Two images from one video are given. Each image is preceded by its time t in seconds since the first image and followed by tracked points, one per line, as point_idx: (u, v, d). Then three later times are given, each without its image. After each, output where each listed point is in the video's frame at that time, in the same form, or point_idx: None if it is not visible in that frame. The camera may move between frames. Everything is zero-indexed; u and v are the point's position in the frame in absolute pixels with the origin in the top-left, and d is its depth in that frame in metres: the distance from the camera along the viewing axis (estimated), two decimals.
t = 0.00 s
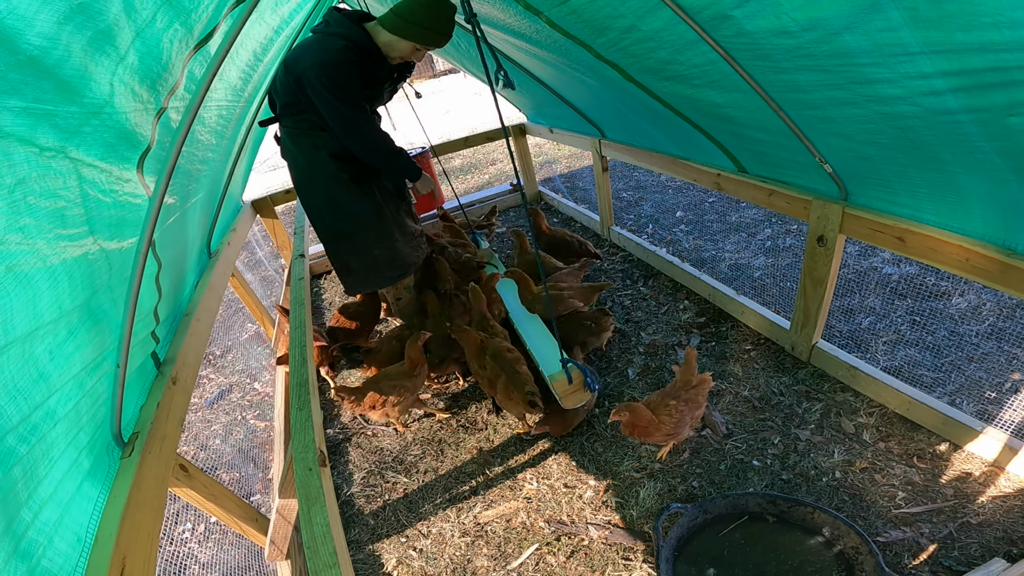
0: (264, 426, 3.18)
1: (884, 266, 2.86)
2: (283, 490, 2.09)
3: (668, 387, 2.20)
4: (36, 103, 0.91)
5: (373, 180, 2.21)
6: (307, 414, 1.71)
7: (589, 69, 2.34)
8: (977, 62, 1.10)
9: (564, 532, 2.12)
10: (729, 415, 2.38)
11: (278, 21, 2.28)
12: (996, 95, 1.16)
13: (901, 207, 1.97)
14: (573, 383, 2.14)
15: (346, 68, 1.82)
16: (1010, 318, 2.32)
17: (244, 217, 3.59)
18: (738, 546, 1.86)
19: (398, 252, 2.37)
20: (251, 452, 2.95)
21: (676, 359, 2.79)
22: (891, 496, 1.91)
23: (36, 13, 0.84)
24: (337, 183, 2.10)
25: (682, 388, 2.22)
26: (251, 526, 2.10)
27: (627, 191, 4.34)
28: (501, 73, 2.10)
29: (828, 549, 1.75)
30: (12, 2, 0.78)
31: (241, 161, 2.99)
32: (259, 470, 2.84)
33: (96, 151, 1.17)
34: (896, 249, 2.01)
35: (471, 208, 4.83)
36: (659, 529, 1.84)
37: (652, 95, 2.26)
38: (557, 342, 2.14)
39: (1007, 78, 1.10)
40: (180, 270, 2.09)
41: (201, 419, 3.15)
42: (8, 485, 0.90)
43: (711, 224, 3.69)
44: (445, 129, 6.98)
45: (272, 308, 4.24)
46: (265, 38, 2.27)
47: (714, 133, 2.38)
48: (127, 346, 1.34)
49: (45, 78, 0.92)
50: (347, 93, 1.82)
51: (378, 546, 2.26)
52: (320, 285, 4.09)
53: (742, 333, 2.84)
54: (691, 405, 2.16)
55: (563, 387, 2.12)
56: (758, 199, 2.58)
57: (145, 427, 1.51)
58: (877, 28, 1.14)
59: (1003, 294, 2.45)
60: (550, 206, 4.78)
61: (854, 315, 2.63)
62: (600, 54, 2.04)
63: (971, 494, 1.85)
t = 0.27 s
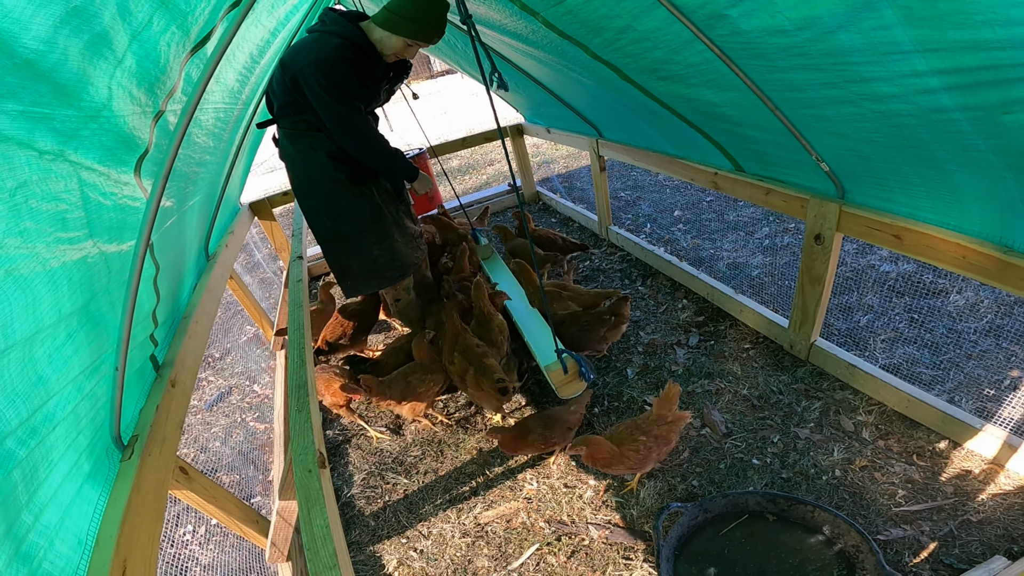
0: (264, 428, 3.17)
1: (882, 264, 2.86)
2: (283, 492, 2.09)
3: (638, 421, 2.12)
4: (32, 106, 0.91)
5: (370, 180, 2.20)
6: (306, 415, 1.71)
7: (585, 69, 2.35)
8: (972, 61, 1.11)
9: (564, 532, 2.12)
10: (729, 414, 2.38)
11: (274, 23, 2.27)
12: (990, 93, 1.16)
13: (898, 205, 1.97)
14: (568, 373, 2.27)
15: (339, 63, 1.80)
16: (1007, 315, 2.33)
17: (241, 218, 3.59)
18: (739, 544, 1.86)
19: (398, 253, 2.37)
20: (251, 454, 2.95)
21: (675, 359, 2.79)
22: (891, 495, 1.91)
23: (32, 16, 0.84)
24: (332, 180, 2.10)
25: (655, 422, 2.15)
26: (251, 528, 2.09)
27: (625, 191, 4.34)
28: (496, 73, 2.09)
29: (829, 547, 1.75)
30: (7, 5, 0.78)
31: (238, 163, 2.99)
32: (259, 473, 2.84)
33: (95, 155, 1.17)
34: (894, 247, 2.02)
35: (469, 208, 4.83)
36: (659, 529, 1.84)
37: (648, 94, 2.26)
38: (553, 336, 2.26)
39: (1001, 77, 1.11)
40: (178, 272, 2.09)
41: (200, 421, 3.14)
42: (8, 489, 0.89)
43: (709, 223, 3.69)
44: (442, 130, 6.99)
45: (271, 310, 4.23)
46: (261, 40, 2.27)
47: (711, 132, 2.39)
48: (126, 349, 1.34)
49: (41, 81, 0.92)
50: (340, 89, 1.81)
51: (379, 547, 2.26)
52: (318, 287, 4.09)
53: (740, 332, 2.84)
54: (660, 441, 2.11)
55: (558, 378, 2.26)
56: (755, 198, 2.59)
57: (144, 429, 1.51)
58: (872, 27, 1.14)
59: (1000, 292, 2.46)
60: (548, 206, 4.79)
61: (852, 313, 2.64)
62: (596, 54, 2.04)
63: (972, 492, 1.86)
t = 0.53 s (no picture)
0: (268, 428, 3.18)
1: (885, 263, 2.86)
2: (287, 492, 2.10)
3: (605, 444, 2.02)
4: (34, 108, 0.92)
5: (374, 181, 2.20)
6: (309, 415, 1.71)
7: (586, 68, 2.35)
8: (973, 59, 1.10)
9: (567, 531, 2.12)
10: (732, 414, 2.38)
11: (276, 25, 2.28)
12: (992, 91, 1.16)
13: (901, 203, 1.96)
14: (568, 362, 2.22)
15: (331, 65, 1.78)
16: (1012, 313, 2.32)
17: (244, 220, 3.60)
18: (742, 544, 1.85)
19: (400, 253, 2.38)
20: (255, 454, 2.96)
21: (677, 358, 2.79)
22: (895, 494, 1.91)
23: (32, 17, 0.84)
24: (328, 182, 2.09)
25: (623, 447, 2.02)
26: (255, 528, 2.10)
27: (627, 190, 4.34)
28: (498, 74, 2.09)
29: (832, 547, 1.75)
30: (8, 6, 0.78)
31: (241, 164, 3.00)
32: (263, 473, 2.84)
33: (97, 156, 1.18)
34: (897, 245, 2.01)
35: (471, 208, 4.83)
36: (662, 528, 1.83)
37: (649, 94, 2.26)
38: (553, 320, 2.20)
39: (1003, 74, 1.10)
40: (181, 274, 2.09)
41: (204, 422, 3.15)
42: (13, 488, 0.90)
43: (712, 222, 3.69)
44: (444, 130, 7.00)
45: (274, 311, 4.25)
46: (263, 42, 2.27)
47: (712, 131, 2.38)
48: (129, 350, 1.35)
49: (42, 82, 0.93)
50: (326, 94, 1.79)
51: (383, 547, 2.26)
52: (321, 287, 4.10)
53: (744, 331, 2.84)
54: (630, 467, 1.96)
55: (557, 365, 2.21)
56: (757, 197, 2.58)
57: (148, 430, 1.51)
58: (873, 26, 1.14)
59: (1004, 290, 2.45)
60: (550, 206, 4.79)
61: (856, 312, 2.63)
62: (597, 54, 2.04)
63: (976, 491, 1.85)
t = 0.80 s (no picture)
0: (268, 428, 3.19)
1: (885, 264, 2.86)
2: (288, 492, 2.10)
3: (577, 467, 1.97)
4: (37, 107, 0.92)
5: (376, 178, 2.19)
6: (309, 415, 1.71)
7: (587, 69, 2.35)
8: (974, 60, 1.10)
9: (568, 532, 2.12)
10: (732, 414, 2.38)
11: (277, 25, 2.28)
12: (993, 92, 1.16)
13: (902, 204, 1.96)
14: (567, 361, 2.21)
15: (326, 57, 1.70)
16: (1012, 314, 2.32)
17: (245, 220, 3.60)
18: (742, 545, 1.85)
19: (401, 253, 2.39)
20: (255, 454, 2.96)
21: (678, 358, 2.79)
22: (896, 495, 1.90)
23: (36, 17, 0.84)
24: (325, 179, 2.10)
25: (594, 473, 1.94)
26: (256, 528, 2.10)
27: (627, 190, 4.34)
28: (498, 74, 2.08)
29: (833, 547, 1.75)
30: (12, 6, 0.79)
31: (242, 164, 3.00)
32: (263, 472, 2.84)
33: (99, 156, 1.18)
34: (897, 246, 2.01)
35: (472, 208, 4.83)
36: (662, 529, 1.83)
37: (650, 94, 2.26)
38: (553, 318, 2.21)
39: (1004, 75, 1.10)
40: (181, 274, 2.09)
41: (205, 422, 3.15)
42: (15, 487, 0.90)
43: (712, 223, 3.69)
44: (445, 130, 7.00)
45: (275, 311, 4.25)
46: (264, 42, 2.28)
47: (713, 131, 2.38)
48: (130, 349, 1.35)
49: (45, 82, 0.93)
50: (311, 80, 1.66)
51: (383, 547, 2.26)
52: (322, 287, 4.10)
53: (744, 331, 2.84)
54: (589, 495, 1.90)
55: (557, 364, 2.20)
56: (758, 197, 2.59)
57: (149, 430, 1.52)
58: (874, 26, 1.14)
59: (1005, 291, 2.45)
60: (551, 206, 4.79)
61: (856, 313, 2.63)
62: (598, 54, 2.04)
63: (977, 492, 1.85)
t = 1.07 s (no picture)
0: (269, 429, 3.19)
1: (886, 262, 2.85)
2: (289, 493, 2.09)
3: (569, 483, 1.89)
4: (35, 110, 0.92)
5: (377, 179, 2.18)
6: (310, 417, 1.71)
7: (586, 68, 2.35)
8: (971, 58, 1.10)
9: (569, 532, 2.11)
10: (733, 413, 2.38)
11: (275, 27, 2.28)
12: (992, 90, 1.16)
13: (902, 202, 1.96)
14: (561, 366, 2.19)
15: (327, 54, 1.71)
16: (1013, 312, 2.31)
17: (245, 221, 3.60)
18: (744, 543, 1.85)
19: (402, 253, 2.39)
20: (257, 455, 2.96)
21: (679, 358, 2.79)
22: (898, 493, 1.90)
23: (32, 21, 0.84)
24: (324, 179, 2.09)
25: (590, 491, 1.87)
26: (258, 529, 2.10)
27: (627, 190, 4.34)
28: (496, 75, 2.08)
29: (835, 546, 1.75)
30: (8, 10, 0.78)
31: (241, 166, 3.01)
32: (265, 474, 2.84)
33: (97, 158, 1.18)
34: (897, 244, 2.01)
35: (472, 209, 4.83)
36: (665, 528, 1.83)
37: (649, 93, 2.26)
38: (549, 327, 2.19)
39: (1002, 73, 1.10)
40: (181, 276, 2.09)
41: (206, 424, 3.16)
42: (16, 491, 0.90)
43: (713, 222, 3.68)
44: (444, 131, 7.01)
45: (275, 312, 4.25)
46: (263, 44, 2.28)
47: (712, 130, 2.38)
48: (130, 351, 1.35)
49: (42, 85, 0.93)
50: (311, 74, 1.69)
51: (385, 548, 2.26)
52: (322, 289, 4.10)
53: (745, 330, 2.84)
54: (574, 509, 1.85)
55: (550, 371, 2.17)
56: (758, 196, 2.59)
57: (150, 432, 1.52)
58: (871, 25, 1.14)
59: (1006, 288, 2.44)
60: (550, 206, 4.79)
61: (857, 311, 2.62)
62: (597, 54, 2.04)
63: (979, 490, 1.85)
